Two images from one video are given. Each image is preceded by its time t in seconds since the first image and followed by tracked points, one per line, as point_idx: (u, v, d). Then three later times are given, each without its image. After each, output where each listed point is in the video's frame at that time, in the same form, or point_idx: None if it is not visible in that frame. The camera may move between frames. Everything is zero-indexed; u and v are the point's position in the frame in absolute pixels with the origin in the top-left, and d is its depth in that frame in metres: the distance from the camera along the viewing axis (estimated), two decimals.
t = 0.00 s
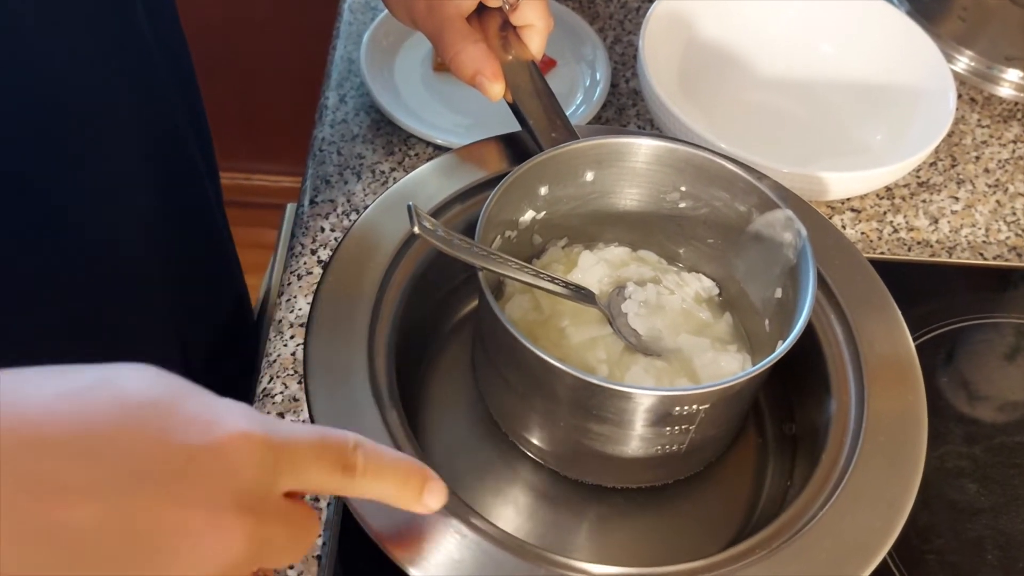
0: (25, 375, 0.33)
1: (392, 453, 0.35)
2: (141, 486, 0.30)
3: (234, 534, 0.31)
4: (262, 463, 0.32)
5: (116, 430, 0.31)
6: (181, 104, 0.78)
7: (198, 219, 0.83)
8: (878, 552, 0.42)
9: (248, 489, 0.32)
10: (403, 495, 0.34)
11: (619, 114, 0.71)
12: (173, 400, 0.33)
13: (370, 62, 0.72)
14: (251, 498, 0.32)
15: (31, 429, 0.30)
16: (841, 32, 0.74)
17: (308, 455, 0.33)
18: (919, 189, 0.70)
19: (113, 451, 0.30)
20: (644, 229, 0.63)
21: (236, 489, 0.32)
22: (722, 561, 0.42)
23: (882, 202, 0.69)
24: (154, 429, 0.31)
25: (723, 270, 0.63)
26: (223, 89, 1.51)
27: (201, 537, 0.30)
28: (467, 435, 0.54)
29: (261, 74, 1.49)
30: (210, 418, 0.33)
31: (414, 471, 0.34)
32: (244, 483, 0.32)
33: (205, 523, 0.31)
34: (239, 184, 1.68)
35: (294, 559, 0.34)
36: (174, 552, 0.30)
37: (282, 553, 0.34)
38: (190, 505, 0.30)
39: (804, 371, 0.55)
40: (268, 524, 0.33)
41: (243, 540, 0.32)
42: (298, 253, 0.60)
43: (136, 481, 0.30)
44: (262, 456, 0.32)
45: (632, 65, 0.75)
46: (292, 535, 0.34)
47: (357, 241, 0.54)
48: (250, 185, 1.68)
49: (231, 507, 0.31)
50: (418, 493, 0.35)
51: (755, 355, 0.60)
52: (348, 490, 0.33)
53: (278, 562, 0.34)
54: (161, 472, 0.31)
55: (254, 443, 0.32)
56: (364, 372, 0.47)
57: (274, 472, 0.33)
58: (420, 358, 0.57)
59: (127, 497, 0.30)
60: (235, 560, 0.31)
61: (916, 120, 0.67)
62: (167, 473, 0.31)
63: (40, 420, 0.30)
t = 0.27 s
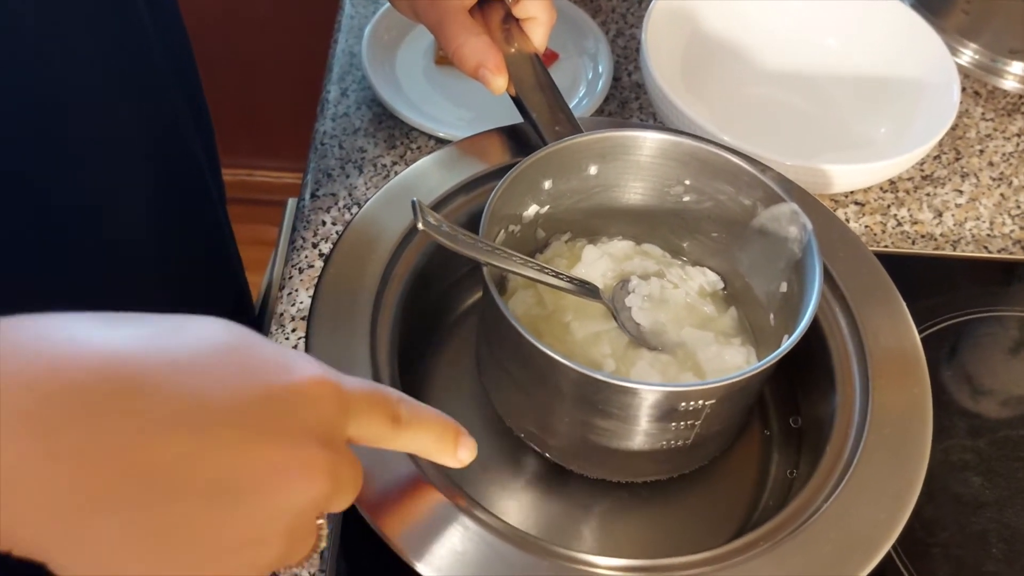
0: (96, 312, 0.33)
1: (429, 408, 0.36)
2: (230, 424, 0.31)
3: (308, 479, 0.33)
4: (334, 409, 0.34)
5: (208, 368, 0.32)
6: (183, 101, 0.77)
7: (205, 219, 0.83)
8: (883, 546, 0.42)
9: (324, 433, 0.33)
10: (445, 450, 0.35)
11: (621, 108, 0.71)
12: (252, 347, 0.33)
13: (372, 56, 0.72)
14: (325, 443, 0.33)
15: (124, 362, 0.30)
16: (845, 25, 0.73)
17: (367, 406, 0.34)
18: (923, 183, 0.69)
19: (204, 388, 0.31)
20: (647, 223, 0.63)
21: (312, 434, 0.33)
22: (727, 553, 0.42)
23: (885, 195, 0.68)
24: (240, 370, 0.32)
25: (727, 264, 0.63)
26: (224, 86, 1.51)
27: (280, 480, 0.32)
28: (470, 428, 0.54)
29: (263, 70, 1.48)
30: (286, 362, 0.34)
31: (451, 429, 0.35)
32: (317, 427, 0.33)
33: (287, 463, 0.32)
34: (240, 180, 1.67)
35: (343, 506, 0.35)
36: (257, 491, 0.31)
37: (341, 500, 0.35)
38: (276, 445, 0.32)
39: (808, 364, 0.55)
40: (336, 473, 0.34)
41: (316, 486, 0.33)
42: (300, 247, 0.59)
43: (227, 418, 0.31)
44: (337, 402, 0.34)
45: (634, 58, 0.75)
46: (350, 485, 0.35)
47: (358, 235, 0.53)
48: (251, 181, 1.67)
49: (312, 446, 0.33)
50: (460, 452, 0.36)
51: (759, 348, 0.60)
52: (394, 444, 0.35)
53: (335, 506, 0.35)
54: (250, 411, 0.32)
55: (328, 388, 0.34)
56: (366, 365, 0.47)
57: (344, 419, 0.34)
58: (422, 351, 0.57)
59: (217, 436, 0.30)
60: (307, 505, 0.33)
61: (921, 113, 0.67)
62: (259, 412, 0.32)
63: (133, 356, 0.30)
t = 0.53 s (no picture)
0: (124, 311, 0.34)
1: (437, 413, 0.36)
2: (246, 416, 0.31)
3: (325, 479, 0.32)
4: (350, 405, 0.33)
5: (228, 361, 0.32)
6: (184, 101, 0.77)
7: (206, 222, 0.83)
8: (888, 543, 0.42)
9: (341, 430, 0.33)
10: (452, 454, 0.36)
11: (624, 106, 0.70)
12: (272, 344, 0.34)
13: (374, 55, 0.72)
14: (342, 440, 0.33)
15: (147, 353, 0.31)
16: (848, 24, 0.73)
17: (381, 404, 0.34)
18: (926, 181, 0.69)
19: (223, 381, 0.31)
20: (649, 222, 0.63)
21: (327, 431, 0.32)
22: (731, 551, 0.42)
23: (888, 193, 0.68)
24: (259, 365, 0.33)
25: (730, 263, 0.63)
26: (226, 87, 1.51)
27: (295, 477, 0.31)
28: (472, 426, 0.54)
29: (265, 71, 1.49)
30: (306, 359, 0.34)
31: (456, 432, 0.36)
32: (333, 425, 0.33)
33: (303, 459, 0.31)
34: (242, 181, 1.67)
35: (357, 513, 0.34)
36: (272, 487, 0.31)
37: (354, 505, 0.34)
38: (293, 439, 0.31)
39: (811, 364, 0.55)
40: (354, 474, 0.33)
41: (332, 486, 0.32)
42: (302, 246, 0.59)
43: (244, 410, 0.31)
44: (355, 398, 0.34)
45: (637, 57, 0.75)
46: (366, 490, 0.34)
47: (360, 234, 0.53)
48: (252, 182, 1.67)
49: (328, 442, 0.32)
50: (467, 456, 0.36)
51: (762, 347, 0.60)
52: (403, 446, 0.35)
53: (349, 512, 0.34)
54: (268, 403, 0.32)
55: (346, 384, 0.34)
56: (368, 362, 0.47)
57: (360, 417, 0.34)
58: (424, 350, 0.57)
59: (232, 427, 0.30)
60: (322, 508, 0.32)
61: (924, 111, 0.67)
62: (276, 405, 0.32)
63: (157, 348, 0.31)
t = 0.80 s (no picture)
0: (129, 314, 0.33)
1: (443, 412, 0.36)
2: (259, 419, 0.31)
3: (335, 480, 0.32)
4: (360, 407, 0.34)
5: (239, 365, 0.32)
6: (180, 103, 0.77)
7: (205, 225, 0.83)
8: (886, 542, 0.42)
9: (352, 433, 0.33)
10: (461, 453, 0.36)
11: (621, 105, 0.70)
12: (282, 347, 0.34)
13: (371, 55, 0.71)
14: (353, 442, 0.33)
15: (158, 356, 0.30)
16: (846, 21, 0.73)
17: (390, 407, 0.34)
18: (924, 179, 0.69)
19: (235, 384, 0.31)
20: (646, 222, 0.63)
21: (339, 433, 0.33)
22: (729, 551, 0.42)
23: (886, 191, 0.68)
24: (271, 369, 0.32)
25: (727, 263, 0.62)
26: (225, 87, 1.51)
27: (308, 479, 0.31)
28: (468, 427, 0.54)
29: (264, 71, 1.48)
30: (316, 361, 0.34)
31: (465, 431, 0.36)
32: (344, 428, 0.33)
33: (315, 461, 0.32)
34: (241, 181, 1.67)
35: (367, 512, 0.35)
36: (285, 490, 0.31)
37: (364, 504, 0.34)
38: (306, 441, 0.32)
39: (809, 364, 0.54)
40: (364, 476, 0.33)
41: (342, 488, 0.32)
42: (298, 247, 0.59)
43: (258, 412, 0.31)
44: (365, 401, 0.34)
45: (634, 55, 0.75)
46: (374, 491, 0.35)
47: (356, 234, 0.53)
48: (251, 182, 1.67)
49: (340, 445, 0.32)
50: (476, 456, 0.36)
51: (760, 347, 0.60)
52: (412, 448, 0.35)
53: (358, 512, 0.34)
54: (282, 406, 0.32)
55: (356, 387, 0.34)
56: (364, 363, 0.47)
57: (370, 420, 0.34)
58: (420, 351, 0.57)
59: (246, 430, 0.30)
60: (333, 510, 0.32)
61: (923, 109, 0.67)
62: (291, 410, 0.32)
63: (168, 351, 0.31)
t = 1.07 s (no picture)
0: (148, 337, 0.34)
1: (448, 428, 0.37)
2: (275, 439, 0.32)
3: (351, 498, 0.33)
4: (374, 426, 0.34)
5: (258, 386, 0.33)
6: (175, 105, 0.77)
7: (201, 231, 0.82)
8: (879, 540, 0.42)
9: (366, 452, 0.34)
10: (469, 469, 0.37)
11: (617, 106, 0.70)
12: (297, 366, 0.35)
13: (367, 56, 0.72)
14: (367, 461, 0.34)
15: (179, 381, 0.31)
16: (841, 21, 0.73)
17: (401, 426, 0.35)
18: (920, 178, 0.69)
19: (251, 406, 0.32)
20: (642, 222, 0.63)
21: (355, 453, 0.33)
22: (724, 549, 0.42)
23: (882, 190, 0.68)
24: (290, 388, 0.33)
25: (723, 262, 0.62)
26: (224, 88, 1.51)
27: (325, 498, 0.32)
28: (464, 426, 0.54)
29: (262, 72, 1.49)
30: (331, 381, 0.35)
31: (467, 448, 0.37)
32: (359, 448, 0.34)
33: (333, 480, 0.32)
34: (240, 182, 1.67)
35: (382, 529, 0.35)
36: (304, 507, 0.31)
37: (378, 522, 0.35)
38: (323, 461, 0.32)
39: (804, 363, 0.55)
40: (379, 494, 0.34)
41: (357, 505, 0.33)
42: (295, 247, 0.59)
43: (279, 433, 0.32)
44: (378, 421, 0.34)
45: (630, 56, 0.75)
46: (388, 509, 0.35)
47: (351, 234, 0.53)
48: (250, 183, 1.67)
49: (357, 465, 0.33)
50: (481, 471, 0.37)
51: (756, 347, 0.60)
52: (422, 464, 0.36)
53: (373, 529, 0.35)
54: (298, 426, 0.32)
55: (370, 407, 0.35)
56: (360, 363, 0.47)
57: (383, 439, 0.35)
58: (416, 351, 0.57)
59: (263, 451, 0.31)
60: (352, 530, 0.33)
61: (918, 108, 0.67)
62: (309, 428, 0.32)
63: (189, 374, 0.32)
